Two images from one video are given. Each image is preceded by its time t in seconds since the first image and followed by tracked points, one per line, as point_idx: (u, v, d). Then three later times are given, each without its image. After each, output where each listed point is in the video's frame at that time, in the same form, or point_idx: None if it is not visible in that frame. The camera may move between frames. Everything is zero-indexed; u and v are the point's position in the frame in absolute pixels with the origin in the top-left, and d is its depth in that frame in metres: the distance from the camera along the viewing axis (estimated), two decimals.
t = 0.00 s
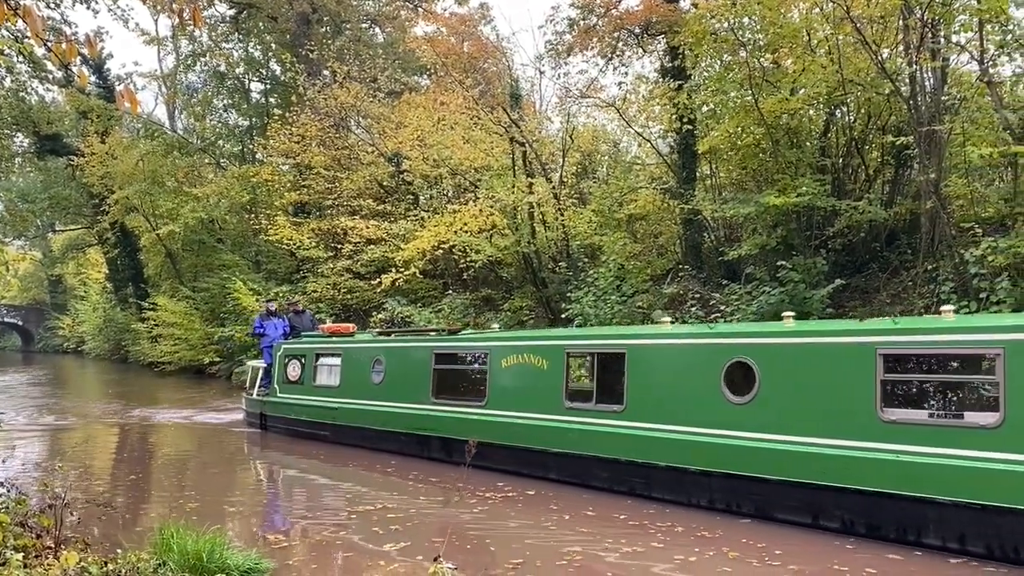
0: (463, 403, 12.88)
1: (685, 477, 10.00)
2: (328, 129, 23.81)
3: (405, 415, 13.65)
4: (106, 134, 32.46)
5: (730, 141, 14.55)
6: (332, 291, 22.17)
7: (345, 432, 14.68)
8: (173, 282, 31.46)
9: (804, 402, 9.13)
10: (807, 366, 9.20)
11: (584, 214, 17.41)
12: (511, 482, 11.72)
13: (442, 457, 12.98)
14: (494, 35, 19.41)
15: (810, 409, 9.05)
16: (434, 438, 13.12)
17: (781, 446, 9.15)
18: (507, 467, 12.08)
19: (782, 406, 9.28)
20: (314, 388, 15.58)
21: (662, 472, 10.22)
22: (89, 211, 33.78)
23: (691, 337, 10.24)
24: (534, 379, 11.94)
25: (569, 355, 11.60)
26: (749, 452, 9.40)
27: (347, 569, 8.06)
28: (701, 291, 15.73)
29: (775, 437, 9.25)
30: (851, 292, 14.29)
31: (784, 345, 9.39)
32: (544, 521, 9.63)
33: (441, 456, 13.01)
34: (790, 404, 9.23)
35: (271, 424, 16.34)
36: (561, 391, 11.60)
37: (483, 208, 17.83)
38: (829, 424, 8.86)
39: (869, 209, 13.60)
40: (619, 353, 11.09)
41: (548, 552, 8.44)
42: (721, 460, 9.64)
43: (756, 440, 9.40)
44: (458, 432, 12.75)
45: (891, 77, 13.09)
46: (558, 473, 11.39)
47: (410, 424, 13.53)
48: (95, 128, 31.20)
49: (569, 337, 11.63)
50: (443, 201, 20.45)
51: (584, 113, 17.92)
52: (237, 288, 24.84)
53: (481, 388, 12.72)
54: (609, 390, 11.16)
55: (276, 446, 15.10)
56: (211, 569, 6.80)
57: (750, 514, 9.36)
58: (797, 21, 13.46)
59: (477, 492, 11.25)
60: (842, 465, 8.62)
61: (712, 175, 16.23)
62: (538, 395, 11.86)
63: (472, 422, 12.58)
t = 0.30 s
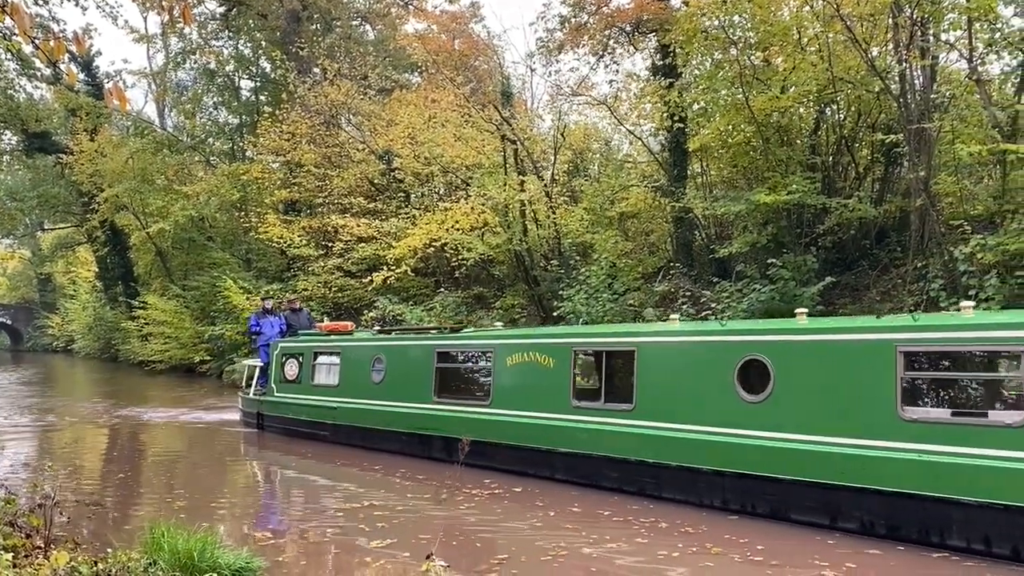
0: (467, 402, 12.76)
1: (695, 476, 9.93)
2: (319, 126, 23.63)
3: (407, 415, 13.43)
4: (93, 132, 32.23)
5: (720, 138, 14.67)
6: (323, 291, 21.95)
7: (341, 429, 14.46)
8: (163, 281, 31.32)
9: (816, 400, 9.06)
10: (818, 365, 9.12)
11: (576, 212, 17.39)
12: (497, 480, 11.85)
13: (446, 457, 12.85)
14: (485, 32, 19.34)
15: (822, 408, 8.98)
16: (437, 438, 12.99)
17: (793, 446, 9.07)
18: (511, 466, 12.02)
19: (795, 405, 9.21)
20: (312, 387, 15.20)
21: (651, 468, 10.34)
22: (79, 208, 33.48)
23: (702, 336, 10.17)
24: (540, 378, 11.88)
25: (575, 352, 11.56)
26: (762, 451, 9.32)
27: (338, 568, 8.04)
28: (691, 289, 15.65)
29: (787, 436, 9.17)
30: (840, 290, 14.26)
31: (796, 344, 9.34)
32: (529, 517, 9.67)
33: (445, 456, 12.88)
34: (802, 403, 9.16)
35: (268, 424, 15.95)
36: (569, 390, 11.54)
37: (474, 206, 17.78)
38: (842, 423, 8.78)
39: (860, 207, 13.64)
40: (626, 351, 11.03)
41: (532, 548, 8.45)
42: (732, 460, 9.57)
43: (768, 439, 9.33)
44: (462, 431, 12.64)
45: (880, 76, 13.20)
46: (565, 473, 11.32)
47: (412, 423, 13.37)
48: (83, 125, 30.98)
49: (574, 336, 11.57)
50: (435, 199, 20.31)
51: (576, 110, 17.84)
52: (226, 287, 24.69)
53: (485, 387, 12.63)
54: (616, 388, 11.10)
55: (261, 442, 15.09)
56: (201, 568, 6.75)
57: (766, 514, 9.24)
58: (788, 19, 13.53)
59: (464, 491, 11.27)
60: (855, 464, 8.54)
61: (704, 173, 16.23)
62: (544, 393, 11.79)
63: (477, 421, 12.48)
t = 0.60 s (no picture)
0: (457, 443, 8.88)
1: (792, 547, 6.67)
2: (243, 68, 18.32)
3: (374, 459, 9.49)
4: None
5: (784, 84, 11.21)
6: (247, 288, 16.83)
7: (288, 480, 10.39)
8: (28, 275, 22.22)
9: (918, 437, 6.16)
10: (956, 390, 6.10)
11: (589, 183, 13.91)
12: (478, 543, 8.35)
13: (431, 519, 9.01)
14: None
15: (928, 448, 6.12)
16: (419, 492, 9.10)
17: (888, 502, 6.21)
18: (524, 532, 8.29)
19: (884, 442, 6.33)
20: (241, 420, 11.11)
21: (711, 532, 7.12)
22: None
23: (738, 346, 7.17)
24: (563, 409, 8.18)
25: (610, 373, 7.91)
26: (838, 506, 6.44)
27: None
28: (746, 287, 12.60)
29: (874, 486, 6.33)
30: (948, 287, 10.90)
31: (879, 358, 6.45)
32: None
33: (427, 516, 9.06)
34: (893, 441, 6.28)
35: (182, 470, 11.65)
36: (602, 425, 7.90)
37: (453, 173, 14.11)
38: (961, 469, 5.95)
39: (973, 173, 10.18)
40: (689, 369, 7.47)
41: None
42: (791, 518, 6.67)
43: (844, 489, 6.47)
44: (445, 481, 8.87)
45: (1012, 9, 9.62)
46: (598, 539, 7.81)
47: (380, 472, 9.43)
48: None
49: (612, 349, 7.91)
50: (398, 164, 16.16)
51: (590, 45, 14.32)
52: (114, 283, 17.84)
53: (475, 420, 8.86)
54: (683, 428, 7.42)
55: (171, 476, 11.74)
56: None
57: None
58: None
59: (433, 559, 7.92)
60: (986, 528, 5.77)
61: (761, 131, 13.22)
62: (569, 431, 8.10)
63: (473, 471, 8.65)
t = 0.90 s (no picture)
0: (454, 446, 8.51)
1: (820, 554, 6.29)
2: (229, 58, 17.87)
3: (381, 464, 8.97)
4: None
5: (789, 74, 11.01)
6: (232, 286, 16.44)
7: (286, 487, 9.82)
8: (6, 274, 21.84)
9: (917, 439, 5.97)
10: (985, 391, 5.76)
11: (587, 175, 13.58)
12: (465, 549, 8.08)
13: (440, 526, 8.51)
14: None
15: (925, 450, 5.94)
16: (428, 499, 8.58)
17: (896, 507, 5.97)
18: (538, 539, 7.85)
19: (882, 442, 6.15)
20: (237, 423, 10.48)
21: (720, 539, 6.80)
22: None
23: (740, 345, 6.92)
24: (584, 411, 7.73)
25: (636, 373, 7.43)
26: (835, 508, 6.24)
27: None
28: (750, 283, 12.30)
29: (873, 489, 6.13)
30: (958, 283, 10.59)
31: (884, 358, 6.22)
32: None
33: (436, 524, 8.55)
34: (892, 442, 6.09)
35: (175, 476, 11.04)
36: (625, 429, 7.44)
37: (446, 167, 13.66)
38: (957, 472, 5.75)
39: (986, 167, 9.80)
40: (715, 370, 7.04)
41: None
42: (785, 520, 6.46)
43: (842, 492, 6.27)
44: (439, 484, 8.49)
45: None
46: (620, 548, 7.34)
47: (386, 477, 8.92)
48: None
49: (637, 348, 7.48)
50: (390, 156, 15.86)
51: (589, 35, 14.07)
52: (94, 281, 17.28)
53: (469, 423, 8.53)
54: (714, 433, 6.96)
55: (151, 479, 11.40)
56: None
57: None
58: None
59: (419, 564, 7.62)
60: (980, 533, 5.60)
61: (765, 124, 12.99)
62: (589, 434, 7.66)
63: (485, 476, 8.17)
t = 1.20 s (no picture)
0: (469, 460, 7.58)
1: None
2: (202, 32, 17.39)
3: (388, 480, 8.01)
4: None
5: (817, 51, 10.42)
6: (207, 282, 15.57)
7: (282, 506, 8.78)
8: None
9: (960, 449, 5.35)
10: None
11: (596, 162, 12.90)
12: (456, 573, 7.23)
13: (456, 551, 7.57)
14: None
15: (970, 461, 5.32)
16: (444, 521, 7.62)
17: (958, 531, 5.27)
18: (569, 567, 6.95)
19: (918, 455, 5.52)
20: (224, 435, 9.36)
21: (764, 564, 6.03)
22: None
23: (755, 349, 6.24)
24: (619, 422, 6.86)
25: (674, 379, 6.63)
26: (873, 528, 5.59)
27: None
28: (776, 280, 11.41)
29: (919, 506, 5.47)
30: (1003, 279, 9.84)
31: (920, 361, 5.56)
32: None
33: (450, 548, 7.62)
34: (931, 454, 5.47)
35: (154, 494, 9.91)
36: (663, 442, 6.60)
37: (441, 152, 12.76)
38: (1007, 486, 5.15)
39: None
40: (767, 378, 6.20)
41: None
42: (815, 541, 5.82)
43: (882, 510, 5.60)
44: (432, 498, 7.71)
45: None
46: None
47: (394, 494, 7.96)
48: None
49: (674, 351, 6.65)
50: (380, 141, 15.10)
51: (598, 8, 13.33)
52: (58, 278, 16.29)
53: (467, 434, 7.69)
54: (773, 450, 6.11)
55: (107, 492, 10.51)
56: None
57: None
58: None
59: None
60: None
61: (790, 104, 12.31)
62: (624, 447, 6.80)
63: (507, 493, 7.28)
